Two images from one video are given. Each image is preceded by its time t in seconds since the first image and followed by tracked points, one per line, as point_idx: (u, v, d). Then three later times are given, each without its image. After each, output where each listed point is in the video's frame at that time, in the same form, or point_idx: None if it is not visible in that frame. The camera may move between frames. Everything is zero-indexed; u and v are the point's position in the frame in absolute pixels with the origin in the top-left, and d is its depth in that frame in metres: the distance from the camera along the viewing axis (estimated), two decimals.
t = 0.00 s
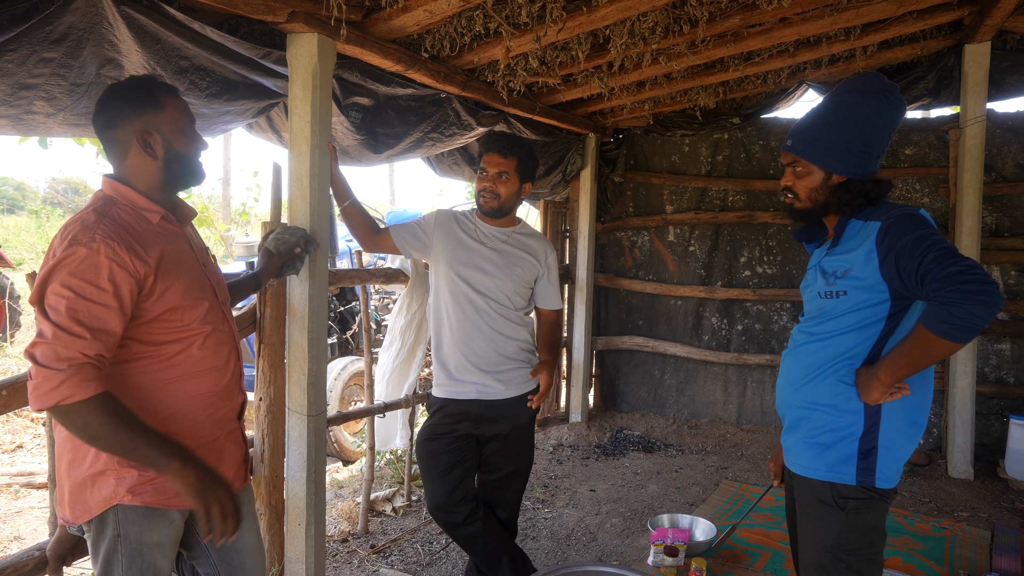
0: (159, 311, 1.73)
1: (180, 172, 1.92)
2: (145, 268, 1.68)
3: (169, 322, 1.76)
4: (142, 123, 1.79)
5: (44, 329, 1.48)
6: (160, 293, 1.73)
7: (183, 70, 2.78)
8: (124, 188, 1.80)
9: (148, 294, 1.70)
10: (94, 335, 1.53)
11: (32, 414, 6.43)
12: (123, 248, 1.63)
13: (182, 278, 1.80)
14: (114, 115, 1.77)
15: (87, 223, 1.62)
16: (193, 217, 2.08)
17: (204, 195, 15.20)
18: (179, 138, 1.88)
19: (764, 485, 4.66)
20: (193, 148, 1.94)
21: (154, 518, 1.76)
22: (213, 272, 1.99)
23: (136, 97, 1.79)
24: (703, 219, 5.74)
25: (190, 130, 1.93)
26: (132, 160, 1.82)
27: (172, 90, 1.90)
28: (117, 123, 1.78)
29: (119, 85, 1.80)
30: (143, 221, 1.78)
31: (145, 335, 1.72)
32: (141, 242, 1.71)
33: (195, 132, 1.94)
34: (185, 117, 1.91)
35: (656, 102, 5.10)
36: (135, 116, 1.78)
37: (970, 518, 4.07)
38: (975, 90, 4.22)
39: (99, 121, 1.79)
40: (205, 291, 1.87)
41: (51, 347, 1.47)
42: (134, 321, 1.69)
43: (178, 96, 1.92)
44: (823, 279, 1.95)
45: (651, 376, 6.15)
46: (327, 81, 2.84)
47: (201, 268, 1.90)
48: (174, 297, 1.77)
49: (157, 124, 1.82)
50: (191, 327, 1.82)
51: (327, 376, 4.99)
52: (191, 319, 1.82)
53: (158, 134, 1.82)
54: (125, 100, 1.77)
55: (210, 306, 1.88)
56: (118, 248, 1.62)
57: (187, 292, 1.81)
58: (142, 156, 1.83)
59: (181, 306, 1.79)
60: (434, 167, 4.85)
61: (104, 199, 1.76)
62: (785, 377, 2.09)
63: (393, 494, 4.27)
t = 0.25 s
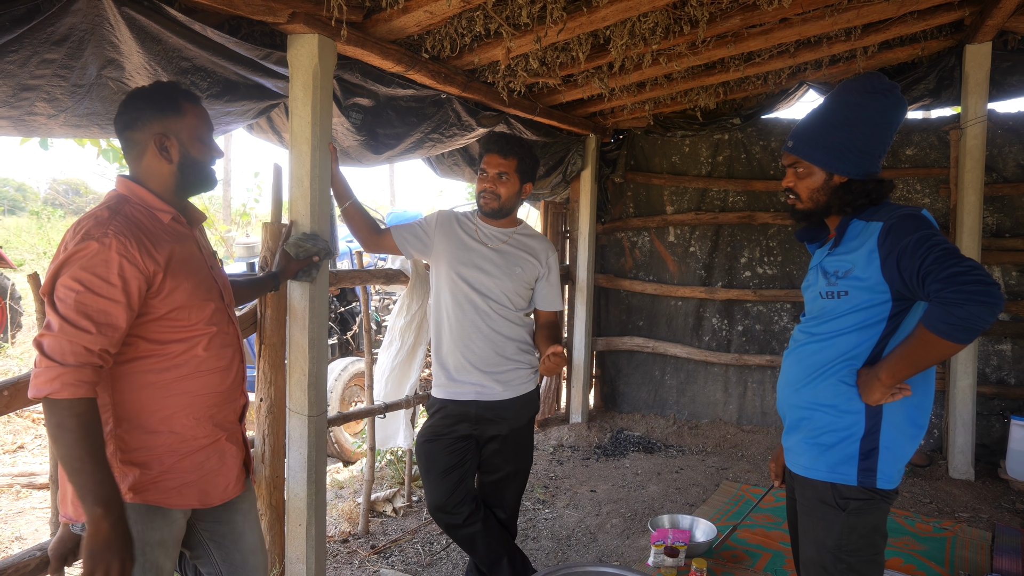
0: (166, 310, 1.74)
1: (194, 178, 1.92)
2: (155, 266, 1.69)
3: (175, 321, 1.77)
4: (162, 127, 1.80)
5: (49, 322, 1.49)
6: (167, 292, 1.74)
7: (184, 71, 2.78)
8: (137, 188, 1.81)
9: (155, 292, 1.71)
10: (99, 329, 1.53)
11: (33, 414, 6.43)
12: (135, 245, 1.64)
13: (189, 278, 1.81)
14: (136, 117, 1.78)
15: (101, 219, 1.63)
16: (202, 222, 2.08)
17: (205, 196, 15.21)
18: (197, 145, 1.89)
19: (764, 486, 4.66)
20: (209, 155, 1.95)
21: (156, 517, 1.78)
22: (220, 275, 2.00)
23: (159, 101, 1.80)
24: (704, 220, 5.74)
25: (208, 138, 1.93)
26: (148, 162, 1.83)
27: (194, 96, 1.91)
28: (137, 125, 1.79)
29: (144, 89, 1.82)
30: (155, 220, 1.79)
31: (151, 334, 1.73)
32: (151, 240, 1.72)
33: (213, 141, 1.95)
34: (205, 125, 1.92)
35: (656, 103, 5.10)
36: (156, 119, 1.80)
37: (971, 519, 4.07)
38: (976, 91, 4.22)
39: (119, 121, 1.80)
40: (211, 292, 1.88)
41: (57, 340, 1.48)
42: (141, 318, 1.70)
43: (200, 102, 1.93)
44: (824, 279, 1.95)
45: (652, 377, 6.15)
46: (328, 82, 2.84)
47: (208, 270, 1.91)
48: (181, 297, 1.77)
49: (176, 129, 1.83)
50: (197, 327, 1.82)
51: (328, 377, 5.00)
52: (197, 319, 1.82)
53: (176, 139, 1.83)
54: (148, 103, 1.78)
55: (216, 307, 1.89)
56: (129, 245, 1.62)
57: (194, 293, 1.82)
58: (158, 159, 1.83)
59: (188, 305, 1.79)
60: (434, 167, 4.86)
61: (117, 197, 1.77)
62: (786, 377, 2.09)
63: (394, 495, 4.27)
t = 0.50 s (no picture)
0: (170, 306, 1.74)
1: (205, 182, 1.92)
2: (161, 262, 1.69)
3: (178, 317, 1.77)
4: (178, 129, 1.80)
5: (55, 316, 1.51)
6: (172, 289, 1.74)
7: (182, 70, 2.76)
8: (148, 187, 1.81)
9: (159, 288, 1.71)
10: (102, 323, 1.54)
11: (33, 414, 6.43)
12: (141, 241, 1.64)
13: (195, 276, 1.81)
14: (153, 117, 1.79)
15: (110, 214, 1.64)
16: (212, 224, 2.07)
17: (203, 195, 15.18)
18: (211, 150, 1.89)
19: (763, 485, 4.67)
20: (222, 161, 1.95)
21: (153, 513, 1.77)
22: (225, 275, 1.99)
23: (177, 104, 1.81)
24: (703, 219, 5.74)
25: (223, 144, 1.93)
26: (161, 162, 1.83)
27: (212, 101, 1.91)
28: (154, 125, 1.79)
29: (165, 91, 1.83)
30: (163, 218, 1.79)
31: (155, 329, 1.73)
32: (159, 237, 1.72)
33: (227, 146, 1.95)
34: (220, 130, 1.92)
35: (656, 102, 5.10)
36: (173, 121, 1.80)
37: (969, 518, 4.08)
38: (975, 90, 4.22)
39: (137, 121, 1.81)
40: (216, 291, 1.88)
41: (64, 336, 1.50)
42: (144, 314, 1.70)
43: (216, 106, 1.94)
44: (825, 279, 1.95)
45: (651, 376, 6.16)
46: (327, 80, 2.83)
47: (214, 269, 1.91)
48: (185, 294, 1.77)
49: (192, 132, 1.83)
50: (200, 324, 1.82)
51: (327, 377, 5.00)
52: (201, 316, 1.82)
53: (191, 141, 1.83)
54: (166, 105, 1.79)
55: (220, 305, 1.89)
56: (135, 241, 1.62)
57: (199, 290, 1.82)
58: (171, 160, 1.84)
59: (192, 303, 1.79)
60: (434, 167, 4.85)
61: (128, 194, 1.77)
62: (785, 377, 2.10)
63: (393, 495, 4.27)
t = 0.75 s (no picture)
0: (172, 305, 1.73)
1: (200, 178, 1.91)
2: (160, 261, 1.68)
3: (180, 316, 1.76)
4: (171, 126, 1.80)
5: (60, 319, 1.51)
6: (173, 288, 1.73)
7: (179, 68, 2.75)
8: (144, 186, 1.81)
9: (161, 288, 1.70)
10: (105, 325, 1.54)
11: (30, 413, 6.41)
12: (140, 241, 1.63)
13: (195, 274, 1.80)
14: (145, 116, 1.78)
15: (106, 215, 1.63)
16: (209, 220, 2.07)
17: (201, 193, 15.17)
18: (204, 146, 1.88)
19: (760, 483, 4.68)
20: (217, 156, 1.94)
21: (160, 510, 1.79)
22: (224, 271, 1.99)
23: (169, 101, 1.80)
24: (701, 218, 5.75)
25: (217, 139, 1.92)
26: (155, 160, 1.83)
27: (203, 96, 1.90)
28: (146, 123, 1.79)
29: (156, 89, 1.82)
30: (160, 217, 1.78)
31: (158, 329, 1.72)
32: (157, 237, 1.71)
33: (222, 142, 1.94)
34: (214, 126, 1.91)
35: (654, 101, 5.11)
36: (165, 119, 1.79)
37: (965, 516, 4.10)
38: (971, 90, 4.24)
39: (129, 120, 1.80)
40: (217, 288, 1.87)
41: (70, 341, 1.51)
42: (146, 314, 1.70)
43: (209, 102, 1.92)
44: (824, 278, 1.95)
45: (649, 375, 6.17)
46: (324, 78, 2.83)
47: (213, 267, 1.90)
48: (186, 292, 1.77)
49: (185, 129, 1.82)
50: (203, 322, 1.82)
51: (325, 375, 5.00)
52: (203, 314, 1.82)
53: (183, 138, 1.83)
54: (157, 103, 1.78)
55: (221, 303, 1.88)
56: (134, 240, 1.62)
57: (200, 288, 1.81)
58: (165, 158, 1.83)
59: (194, 301, 1.79)
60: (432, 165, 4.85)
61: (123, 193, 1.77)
62: (783, 375, 2.10)
63: (391, 493, 4.28)
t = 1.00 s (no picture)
0: (175, 303, 1.73)
1: (193, 175, 1.91)
2: (163, 258, 1.68)
3: (184, 314, 1.76)
4: (161, 124, 1.79)
5: (69, 319, 1.50)
6: (177, 285, 1.73)
7: (176, 65, 2.74)
8: (136, 184, 1.80)
9: (164, 286, 1.70)
10: (117, 324, 1.54)
11: (26, 411, 6.40)
12: (142, 239, 1.62)
13: (196, 271, 1.80)
14: (134, 113, 1.77)
15: (107, 214, 1.62)
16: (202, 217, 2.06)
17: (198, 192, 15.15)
18: (195, 142, 1.87)
19: (758, 482, 4.68)
20: (208, 152, 1.93)
21: (168, 507, 1.79)
22: (221, 268, 1.98)
23: (158, 98, 1.79)
24: (699, 217, 5.75)
25: (207, 135, 1.92)
26: (146, 158, 1.82)
27: (193, 92, 1.89)
28: (136, 121, 1.78)
29: (144, 86, 1.81)
30: (158, 215, 1.78)
31: (162, 327, 1.72)
32: (158, 234, 1.71)
33: (213, 138, 1.93)
34: (204, 122, 1.90)
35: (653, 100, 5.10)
36: (155, 116, 1.78)
37: (962, 515, 4.10)
38: (970, 89, 4.24)
39: (118, 118, 1.79)
40: (216, 285, 1.87)
41: (80, 340, 1.50)
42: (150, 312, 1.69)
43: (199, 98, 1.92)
44: (822, 277, 1.95)
45: (647, 374, 6.17)
46: (322, 77, 2.82)
47: (211, 264, 1.90)
48: (188, 290, 1.76)
49: (175, 126, 1.82)
50: (206, 319, 1.81)
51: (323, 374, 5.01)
52: (205, 311, 1.81)
53: (174, 135, 1.82)
54: (146, 100, 1.77)
55: (221, 299, 1.88)
56: (137, 238, 1.61)
57: (200, 286, 1.81)
58: (156, 156, 1.82)
59: (196, 298, 1.78)
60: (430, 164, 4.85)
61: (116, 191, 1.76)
62: (782, 374, 2.10)
63: (388, 491, 4.27)
